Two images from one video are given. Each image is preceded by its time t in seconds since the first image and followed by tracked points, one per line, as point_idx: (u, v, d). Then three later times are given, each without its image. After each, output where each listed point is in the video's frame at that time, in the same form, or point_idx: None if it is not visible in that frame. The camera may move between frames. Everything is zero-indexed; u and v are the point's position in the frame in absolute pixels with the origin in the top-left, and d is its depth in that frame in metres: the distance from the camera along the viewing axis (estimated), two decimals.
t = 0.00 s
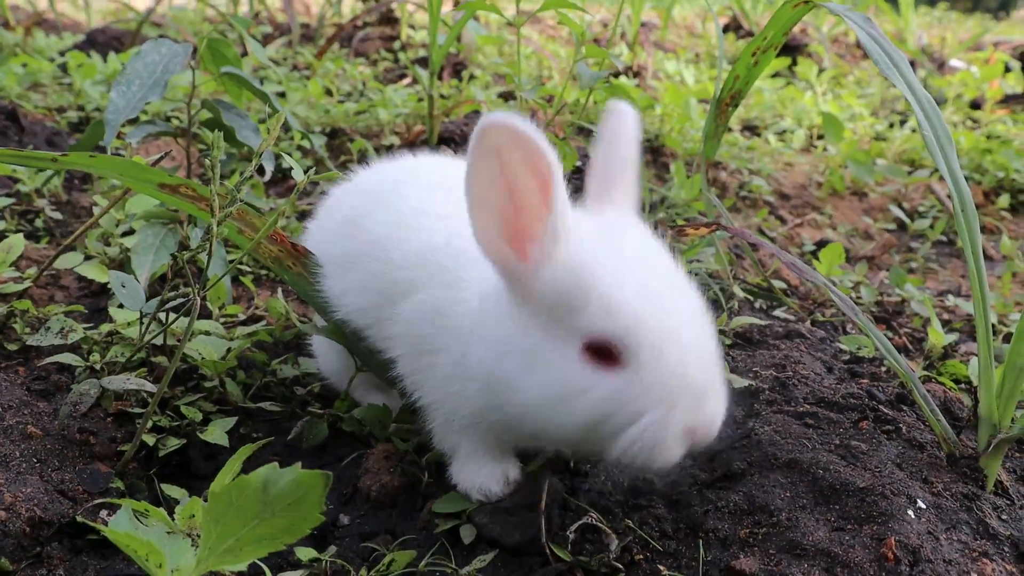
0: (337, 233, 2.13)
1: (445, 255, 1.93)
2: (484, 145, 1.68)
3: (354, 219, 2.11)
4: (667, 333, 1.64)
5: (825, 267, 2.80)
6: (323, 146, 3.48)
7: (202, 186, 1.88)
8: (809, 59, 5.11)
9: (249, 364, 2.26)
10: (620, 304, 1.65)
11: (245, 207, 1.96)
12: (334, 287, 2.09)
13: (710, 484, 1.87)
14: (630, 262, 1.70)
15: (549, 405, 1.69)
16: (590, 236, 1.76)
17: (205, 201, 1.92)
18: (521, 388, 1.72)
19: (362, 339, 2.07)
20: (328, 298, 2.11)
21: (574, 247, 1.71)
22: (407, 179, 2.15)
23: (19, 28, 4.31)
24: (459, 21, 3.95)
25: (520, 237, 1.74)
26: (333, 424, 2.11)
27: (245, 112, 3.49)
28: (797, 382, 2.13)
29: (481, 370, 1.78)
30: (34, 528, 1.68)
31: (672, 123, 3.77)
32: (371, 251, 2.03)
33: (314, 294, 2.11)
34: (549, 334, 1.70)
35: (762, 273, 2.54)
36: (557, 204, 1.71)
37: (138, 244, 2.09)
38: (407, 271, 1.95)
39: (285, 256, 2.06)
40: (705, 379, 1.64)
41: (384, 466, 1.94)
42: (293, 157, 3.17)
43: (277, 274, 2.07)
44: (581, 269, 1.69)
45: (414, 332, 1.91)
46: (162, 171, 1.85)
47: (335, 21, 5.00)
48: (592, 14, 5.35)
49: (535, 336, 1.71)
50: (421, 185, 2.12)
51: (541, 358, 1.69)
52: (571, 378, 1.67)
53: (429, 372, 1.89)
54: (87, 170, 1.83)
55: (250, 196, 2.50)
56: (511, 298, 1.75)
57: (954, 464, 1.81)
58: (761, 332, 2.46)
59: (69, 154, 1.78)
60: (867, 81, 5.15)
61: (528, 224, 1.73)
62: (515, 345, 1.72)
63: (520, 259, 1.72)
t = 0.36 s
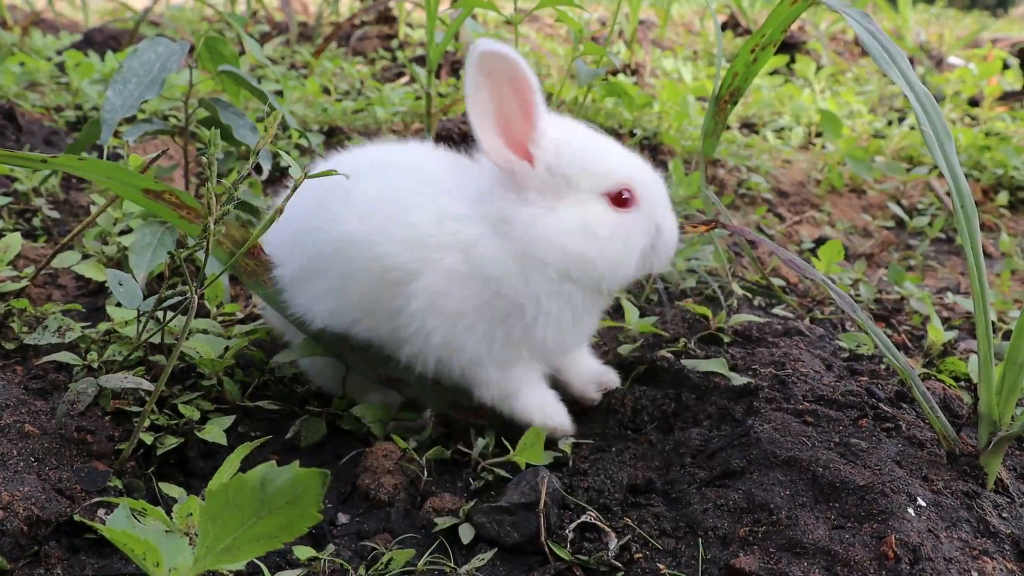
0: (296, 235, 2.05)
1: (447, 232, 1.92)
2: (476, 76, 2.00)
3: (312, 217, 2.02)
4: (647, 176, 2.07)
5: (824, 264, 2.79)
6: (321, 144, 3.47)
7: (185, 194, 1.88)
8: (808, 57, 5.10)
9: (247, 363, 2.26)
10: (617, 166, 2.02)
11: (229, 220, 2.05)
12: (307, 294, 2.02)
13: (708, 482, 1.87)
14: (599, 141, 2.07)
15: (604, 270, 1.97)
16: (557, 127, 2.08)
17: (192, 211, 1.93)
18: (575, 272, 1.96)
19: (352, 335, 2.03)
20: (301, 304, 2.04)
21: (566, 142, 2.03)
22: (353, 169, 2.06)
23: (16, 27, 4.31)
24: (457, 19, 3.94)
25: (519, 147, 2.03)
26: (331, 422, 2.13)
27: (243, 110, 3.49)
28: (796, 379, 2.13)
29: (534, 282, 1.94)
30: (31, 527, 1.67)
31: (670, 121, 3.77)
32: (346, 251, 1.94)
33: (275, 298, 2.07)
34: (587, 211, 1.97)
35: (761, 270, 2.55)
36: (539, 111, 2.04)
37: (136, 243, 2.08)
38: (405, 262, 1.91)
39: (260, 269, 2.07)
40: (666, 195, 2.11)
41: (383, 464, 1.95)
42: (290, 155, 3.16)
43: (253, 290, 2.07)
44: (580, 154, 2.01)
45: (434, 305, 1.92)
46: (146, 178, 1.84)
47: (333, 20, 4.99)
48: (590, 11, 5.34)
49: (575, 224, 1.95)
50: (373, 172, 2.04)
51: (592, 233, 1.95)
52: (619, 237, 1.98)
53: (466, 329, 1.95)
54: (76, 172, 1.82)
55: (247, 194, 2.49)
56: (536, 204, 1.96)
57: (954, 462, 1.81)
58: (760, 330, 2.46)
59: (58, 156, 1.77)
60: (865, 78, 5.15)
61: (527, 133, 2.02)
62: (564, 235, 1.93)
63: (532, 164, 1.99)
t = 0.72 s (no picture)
0: (313, 240, 2.01)
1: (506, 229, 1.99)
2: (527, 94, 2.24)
3: (340, 214, 1.99)
4: (698, 160, 2.29)
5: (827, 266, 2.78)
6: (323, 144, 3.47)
7: (191, 191, 1.85)
8: (810, 57, 5.10)
9: (248, 363, 2.25)
10: (671, 156, 2.25)
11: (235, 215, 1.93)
12: (336, 291, 1.99)
13: (711, 485, 1.86)
14: (650, 133, 2.29)
15: (669, 254, 2.21)
16: (609, 124, 2.29)
17: (200, 208, 1.89)
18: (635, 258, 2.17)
19: (388, 332, 2.02)
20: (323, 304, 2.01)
21: (618, 139, 2.25)
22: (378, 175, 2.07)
23: (17, 26, 4.30)
24: (459, 19, 3.93)
25: (576, 148, 2.25)
26: (333, 423, 2.12)
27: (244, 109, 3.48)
28: (799, 383, 2.12)
29: (591, 270, 2.10)
30: (31, 528, 1.66)
31: (673, 121, 3.76)
32: (395, 243, 1.93)
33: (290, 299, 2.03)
34: (649, 202, 2.20)
35: (764, 272, 2.54)
36: (590, 112, 2.25)
37: (137, 242, 2.08)
38: (465, 251, 1.93)
39: (269, 267, 2.00)
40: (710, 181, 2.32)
41: (385, 466, 1.94)
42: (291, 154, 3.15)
43: (263, 288, 2.00)
44: (634, 149, 2.23)
45: (495, 295, 1.97)
46: (151, 175, 1.82)
47: (334, 19, 4.99)
48: (592, 11, 5.34)
49: (638, 214, 2.17)
50: (403, 177, 2.06)
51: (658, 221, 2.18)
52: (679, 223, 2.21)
53: (524, 317, 2.01)
54: (80, 170, 1.81)
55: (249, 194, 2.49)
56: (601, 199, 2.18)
57: (958, 466, 1.80)
58: (763, 331, 2.45)
59: (62, 154, 1.76)
60: (868, 79, 5.14)
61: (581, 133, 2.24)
62: (632, 225, 2.15)
63: (593, 163, 2.21)
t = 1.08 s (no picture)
0: (318, 246, 2.01)
1: (509, 236, 2.01)
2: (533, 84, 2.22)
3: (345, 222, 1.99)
4: (704, 166, 2.25)
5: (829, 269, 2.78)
6: (326, 144, 3.47)
7: (196, 193, 1.85)
8: (813, 59, 5.10)
9: (251, 364, 2.26)
10: (677, 160, 2.21)
11: (240, 218, 1.92)
12: (341, 298, 1.99)
13: (714, 488, 1.86)
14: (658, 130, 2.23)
15: (665, 260, 2.17)
16: (614, 121, 2.25)
17: (205, 209, 1.88)
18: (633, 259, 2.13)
19: (394, 338, 2.03)
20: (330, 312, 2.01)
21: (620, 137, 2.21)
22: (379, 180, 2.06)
23: (19, 24, 4.29)
24: (462, 19, 3.93)
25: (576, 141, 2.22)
26: (336, 425, 2.13)
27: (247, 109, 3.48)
28: (802, 386, 2.12)
29: (590, 275, 2.09)
30: (35, 529, 1.66)
31: (675, 123, 3.76)
32: (401, 250, 1.93)
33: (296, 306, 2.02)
34: (648, 205, 2.15)
35: (766, 275, 2.54)
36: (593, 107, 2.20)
37: (139, 243, 2.09)
38: (468, 259, 1.94)
39: (275, 270, 2.01)
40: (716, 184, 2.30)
41: (388, 468, 1.94)
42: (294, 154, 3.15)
43: (268, 290, 2.00)
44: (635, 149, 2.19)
45: (499, 301, 1.98)
46: (155, 176, 1.82)
47: (337, 19, 4.99)
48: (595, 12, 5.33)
49: (636, 216, 2.13)
50: (408, 181, 2.06)
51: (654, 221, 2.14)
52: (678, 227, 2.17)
53: (527, 323, 2.04)
54: (85, 172, 1.81)
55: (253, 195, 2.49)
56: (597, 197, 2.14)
57: (960, 470, 1.80)
58: (766, 335, 2.45)
59: (66, 155, 1.76)
60: (871, 81, 5.14)
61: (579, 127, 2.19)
62: (631, 227, 2.11)
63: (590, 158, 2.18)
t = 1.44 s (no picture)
0: (322, 233, 1.91)
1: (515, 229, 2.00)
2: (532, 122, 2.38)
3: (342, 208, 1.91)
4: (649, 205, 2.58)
5: (831, 272, 2.77)
6: (327, 144, 3.47)
7: (194, 186, 1.84)
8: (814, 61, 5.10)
9: (252, 364, 2.26)
10: (640, 194, 2.49)
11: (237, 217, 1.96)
12: (348, 287, 1.90)
13: (716, 492, 1.86)
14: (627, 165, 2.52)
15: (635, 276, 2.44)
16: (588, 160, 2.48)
17: (199, 204, 1.87)
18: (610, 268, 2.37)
19: (403, 327, 1.95)
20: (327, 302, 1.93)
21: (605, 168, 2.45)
22: (374, 169, 2.01)
23: (20, 22, 4.28)
24: (464, 20, 3.92)
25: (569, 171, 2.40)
26: (336, 426, 2.13)
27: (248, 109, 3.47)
28: (805, 390, 2.12)
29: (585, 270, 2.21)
30: (35, 530, 1.65)
31: (677, 125, 3.76)
32: (424, 230, 1.87)
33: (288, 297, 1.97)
34: (625, 231, 2.41)
35: (768, 278, 2.55)
36: (584, 141, 2.42)
37: (140, 242, 2.07)
38: (490, 242, 1.94)
39: (267, 265, 1.97)
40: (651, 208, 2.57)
41: (389, 470, 1.94)
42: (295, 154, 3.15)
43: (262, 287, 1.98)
44: (619, 179, 2.44)
45: (516, 287, 1.99)
46: (152, 170, 1.81)
47: (338, 18, 4.98)
48: (596, 13, 5.33)
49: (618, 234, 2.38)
50: (410, 169, 2.02)
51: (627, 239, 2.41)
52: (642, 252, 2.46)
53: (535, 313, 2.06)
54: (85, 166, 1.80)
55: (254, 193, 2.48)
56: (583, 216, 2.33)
57: (963, 475, 1.79)
58: (768, 338, 2.45)
59: (63, 149, 1.75)
60: (872, 83, 5.14)
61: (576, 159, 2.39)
62: (615, 242, 2.37)
63: (583, 186, 2.38)
